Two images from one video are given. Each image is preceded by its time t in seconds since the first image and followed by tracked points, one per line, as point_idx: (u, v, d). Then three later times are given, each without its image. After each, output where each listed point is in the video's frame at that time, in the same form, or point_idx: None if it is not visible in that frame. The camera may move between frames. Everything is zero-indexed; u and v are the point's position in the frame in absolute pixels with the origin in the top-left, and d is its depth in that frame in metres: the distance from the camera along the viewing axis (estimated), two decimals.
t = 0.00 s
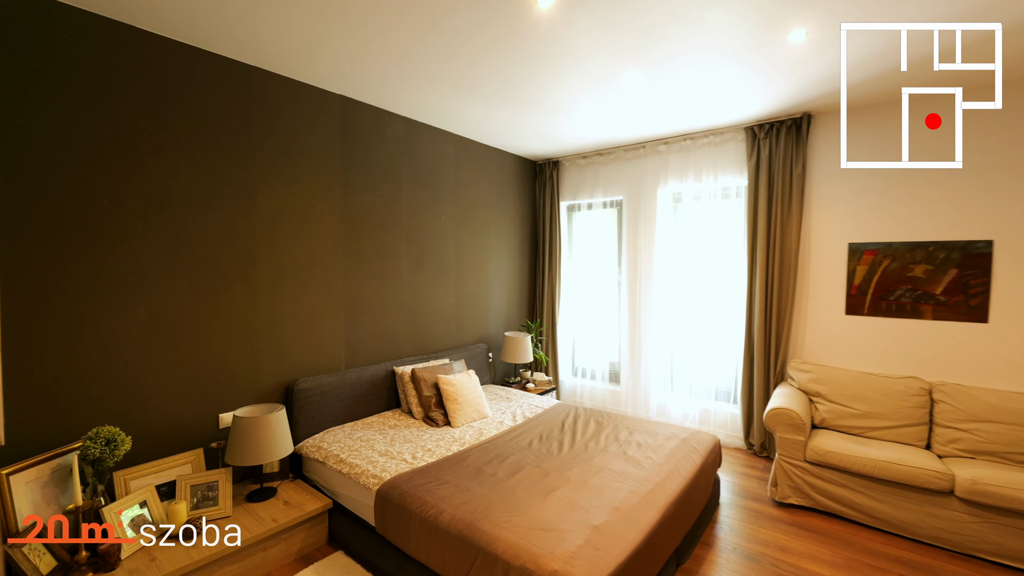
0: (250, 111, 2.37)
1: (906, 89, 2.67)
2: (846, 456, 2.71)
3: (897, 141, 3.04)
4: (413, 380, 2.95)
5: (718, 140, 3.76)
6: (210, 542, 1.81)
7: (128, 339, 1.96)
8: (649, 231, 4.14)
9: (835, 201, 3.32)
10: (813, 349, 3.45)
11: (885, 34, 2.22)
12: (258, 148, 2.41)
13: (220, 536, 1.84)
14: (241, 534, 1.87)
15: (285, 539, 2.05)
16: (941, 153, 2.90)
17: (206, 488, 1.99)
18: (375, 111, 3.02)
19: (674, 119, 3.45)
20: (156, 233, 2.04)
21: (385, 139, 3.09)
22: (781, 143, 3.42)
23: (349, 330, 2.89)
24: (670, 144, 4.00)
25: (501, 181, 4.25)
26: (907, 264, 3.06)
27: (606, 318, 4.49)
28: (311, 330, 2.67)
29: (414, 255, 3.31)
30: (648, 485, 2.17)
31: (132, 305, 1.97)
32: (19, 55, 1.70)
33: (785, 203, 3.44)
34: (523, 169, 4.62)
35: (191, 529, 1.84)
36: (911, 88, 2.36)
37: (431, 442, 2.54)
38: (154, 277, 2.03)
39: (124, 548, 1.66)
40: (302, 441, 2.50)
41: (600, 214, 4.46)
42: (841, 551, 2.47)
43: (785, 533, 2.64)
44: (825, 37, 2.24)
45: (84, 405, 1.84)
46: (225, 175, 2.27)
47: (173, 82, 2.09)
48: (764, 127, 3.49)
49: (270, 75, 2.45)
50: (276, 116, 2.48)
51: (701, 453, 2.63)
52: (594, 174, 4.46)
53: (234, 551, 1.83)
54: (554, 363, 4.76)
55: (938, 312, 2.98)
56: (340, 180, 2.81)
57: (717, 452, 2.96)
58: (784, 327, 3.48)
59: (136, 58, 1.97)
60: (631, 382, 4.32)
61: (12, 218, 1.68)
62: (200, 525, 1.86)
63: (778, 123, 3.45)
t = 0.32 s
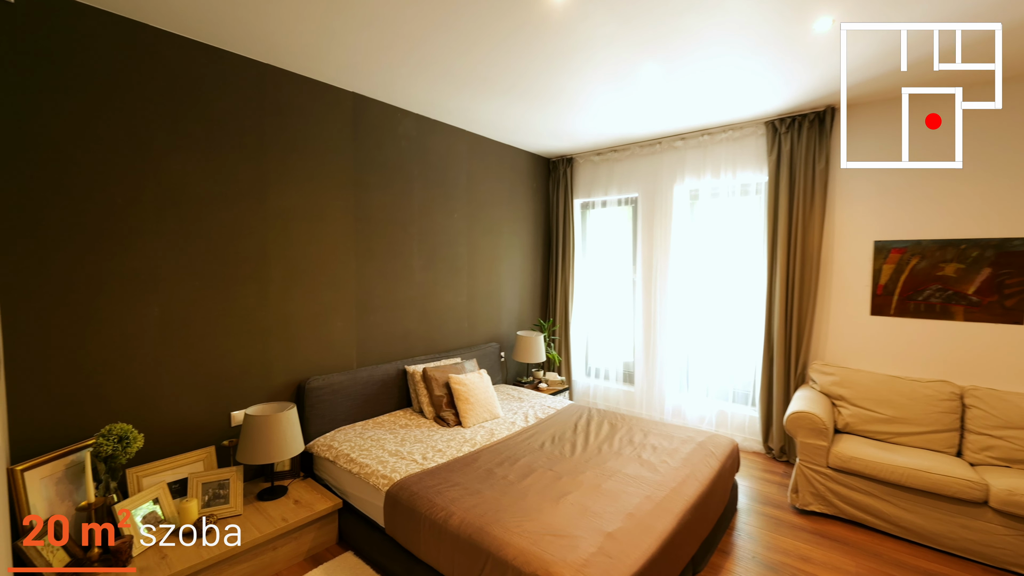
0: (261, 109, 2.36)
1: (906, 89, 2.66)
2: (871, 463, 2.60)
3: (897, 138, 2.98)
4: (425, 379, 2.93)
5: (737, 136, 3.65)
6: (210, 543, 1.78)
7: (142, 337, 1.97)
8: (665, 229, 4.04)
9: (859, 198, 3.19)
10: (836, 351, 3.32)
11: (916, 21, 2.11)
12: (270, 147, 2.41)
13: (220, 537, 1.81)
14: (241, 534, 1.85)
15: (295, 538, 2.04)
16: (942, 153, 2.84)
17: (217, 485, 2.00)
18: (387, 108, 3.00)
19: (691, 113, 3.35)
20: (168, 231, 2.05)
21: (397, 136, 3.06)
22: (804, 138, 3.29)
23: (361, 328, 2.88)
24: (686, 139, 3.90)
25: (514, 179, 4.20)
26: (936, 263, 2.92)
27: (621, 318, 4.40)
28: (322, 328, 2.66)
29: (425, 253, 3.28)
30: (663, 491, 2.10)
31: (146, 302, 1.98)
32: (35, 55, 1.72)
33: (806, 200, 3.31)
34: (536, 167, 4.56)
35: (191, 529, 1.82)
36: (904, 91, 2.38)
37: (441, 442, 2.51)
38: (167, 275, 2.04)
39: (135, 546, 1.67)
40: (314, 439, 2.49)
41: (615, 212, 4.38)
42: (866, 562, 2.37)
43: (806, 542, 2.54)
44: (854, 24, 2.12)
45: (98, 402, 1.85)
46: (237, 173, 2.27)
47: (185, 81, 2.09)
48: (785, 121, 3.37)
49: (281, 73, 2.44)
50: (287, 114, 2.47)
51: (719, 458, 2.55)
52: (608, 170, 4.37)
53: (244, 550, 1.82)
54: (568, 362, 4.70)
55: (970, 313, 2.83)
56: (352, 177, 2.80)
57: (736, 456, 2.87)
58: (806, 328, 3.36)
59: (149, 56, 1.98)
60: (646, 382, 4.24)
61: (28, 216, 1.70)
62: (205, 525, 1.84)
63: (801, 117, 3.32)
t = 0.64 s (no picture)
0: (276, 106, 2.36)
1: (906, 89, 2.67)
2: (898, 470, 2.49)
3: (897, 140, 2.96)
4: (438, 377, 2.90)
5: (758, 131, 3.54)
6: (210, 542, 1.76)
7: (158, 333, 1.99)
8: (682, 227, 3.95)
9: (887, 194, 3.06)
10: (861, 353, 3.20)
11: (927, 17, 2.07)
12: (285, 144, 2.40)
13: (219, 537, 1.79)
14: (241, 534, 1.82)
15: (306, 537, 2.03)
16: (941, 153, 2.81)
17: (230, 482, 2.00)
18: (402, 105, 2.98)
19: (711, 109, 3.26)
20: (182, 228, 2.06)
21: (411, 133, 3.04)
22: (828, 133, 3.17)
23: (374, 326, 2.86)
24: (706, 135, 3.80)
25: (529, 177, 4.15)
26: (969, 262, 2.78)
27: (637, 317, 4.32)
28: (335, 326, 2.65)
29: (439, 251, 3.26)
30: (680, 496, 2.04)
31: (160, 299, 1.99)
32: (53, 53, 1.73)
33: (831, 197, 3.20)
34: (551, 164, 4.50)
35: (191, 529, 1.80)
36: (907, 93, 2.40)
37: (454, 442, 2.48)
38: (182, 272, 2.05)
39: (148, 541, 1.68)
40: (326, 437, 2.49)
41: (631, 210, 4.30)
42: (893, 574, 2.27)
43: (829, 550, 2.45)
44: (884, 14, 2.03)
45: (114, 397, 1.87)
46: (252, 171, 2.28)
47: (201, 79, 2.10)
48: (809, 116, 3.25)
49: (296, 70, 2.44)
50: (301, 110, 2.46)
51: (738, 462, 2.47)
52: (625, 167, 4.29)
53: (255, 548, 1.82)
54: (582, 362, 4.64)
55: (1005, 316, 2.70)
56: (366, 174, 2.79)
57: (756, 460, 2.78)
58: (830, 330, 3.25)
59: (165, 54, 1.99)
60: (662, 383, 4.15)
61: (47, 213, 1.71)
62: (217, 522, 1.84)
63: (825, 111, 3.19)
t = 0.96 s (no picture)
0: (290, 106, 2.38)
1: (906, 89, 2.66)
2: (929, 479, 2.37)
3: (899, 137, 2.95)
4: (450, 376, 2.90)
5: (781, 125, 3.41)
6: (210, 542, 1.75)
7: (176, 331, 2.03)
8: (701, 225, 3.86)
9: (918, 189, 2.91)
10: (890, 355, 3.06)
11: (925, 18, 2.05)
12: (299, 143, 2.42)
13: (219, 537, 1.78)
14: (241, 534, 1.81)
15: (318, 533, 2.04)
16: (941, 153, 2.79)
17: (244, 478, 2.02)
18: (415, 103, 2.97)
19: (731, 102, 3.16)
20: (199, 227, 2.09)
21: (424, 131, 3.03)
22: (855, 127, 3.04)
23: (388, 324, 2.87)
24: (726, 131, 3.69)
25: (544, 174, 4.11)
26: (1007, 261, 2.63)
27: (654, 317, 4.23)
28: (349, 324, 2.66)
29: (453, 249, 3.25)
30: (696, 502, 1.97)
31: (177, 296, 2.03)
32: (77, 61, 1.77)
33: (858, 192, 3.06)
34: (567, 162, 4.45)
35: (191, 529, 1.79)
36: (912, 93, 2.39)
37: (465, 442, 2.47)
38: (198, 270, 2.09)
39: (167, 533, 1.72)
40: (340, 435, 2.50)
41: (648, 207, 4.21)
42: None
43: (853, 561, 2.35)
44: None
45: (134, 393, 1.92)
46: (266, 170, 2.30)
47: (217, 81, 2.13)
48: (834, 109, 3.11)
49: (311, 69, 2.45)
50: (315, 110, 2.48)
51: (758, 467, 2.38)
52: (643, 164, 4.21)
53: (267, 544, 1.83)
54: (598, 362, 4.58)
55: None
56: (379, 172, 2.79)
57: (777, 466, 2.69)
58: (857, 332, 3.12)
59: (183, 57, 2.03)
60: (680, 385, 4.06)
61: (72, 215, 1.76)
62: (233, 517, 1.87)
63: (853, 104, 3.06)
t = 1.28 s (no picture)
0: (304, 108, 2.42)
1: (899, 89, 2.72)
2: (964, 490, 2.24)
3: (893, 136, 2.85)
4: (462, 376, 2.90)
5: (804, 118, 3.28)
6: (210, 542, 1.75)
7: (195, 329, 2.09)
8: (720, 222, 3.75)
9: (953, 183, 2.75)
10: (922, 358, 2.91)
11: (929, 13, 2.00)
12: (313, 145, 2.46)
13: (220, 536, 1.78)
14: (241, 534, 1.81)
15: (329, 529, 2.07)
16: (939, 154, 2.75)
17: (259, 473, 2.07)
18: (428, 102, 2.98)
19: (749, 95, 3.05)
20: (216, 228, 2.15)
21: (436, 130, 3.04)
22: (883, 118, 2.89)
23: (400, 324, 2.90)
24: (746, 124, 3.57)
25: (557, 172, 4.06)
26: None
27: (672, 317, 4.14)
28: (362, 323, 2.70)
29: (465, 248, 3.26)
30: (709, 508, 1.92)
31: (196, 296, 2.09)
32: (102, 70, 1.85)
33: (887, 187, 2.91)
34: (581, 159, 4.39)
35: (191, 529, 1.78)
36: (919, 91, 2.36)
37: (476, 442, 2.47)
38: (216, 271, 2.15)
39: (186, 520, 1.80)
40: (353, 432, 2.54)
41: (665, 204, 4.12)
42: None
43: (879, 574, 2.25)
44: None
45: (156, 389, 1.99)
46: (281, 172, 2.35)
47: (234, 86, 2.19)
48: (861, 99, 2.97)
49: (324, 72, 2.49)
50: (328, 111, 2.51)
51: (776, 474, 2.30)
52: (659, 160, 4.11)
53: (279, 538, 1.87)
54: (613, 362, 4.52)
55: None
56: (392, 172, 2.82)
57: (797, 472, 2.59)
58: (885, 333, 2.98)
59: (201, 64, 2.09)
60: (697, 387, 3.97)
61: (97, 218, 1.84)
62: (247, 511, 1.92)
63: (882, 93, 2.91)
